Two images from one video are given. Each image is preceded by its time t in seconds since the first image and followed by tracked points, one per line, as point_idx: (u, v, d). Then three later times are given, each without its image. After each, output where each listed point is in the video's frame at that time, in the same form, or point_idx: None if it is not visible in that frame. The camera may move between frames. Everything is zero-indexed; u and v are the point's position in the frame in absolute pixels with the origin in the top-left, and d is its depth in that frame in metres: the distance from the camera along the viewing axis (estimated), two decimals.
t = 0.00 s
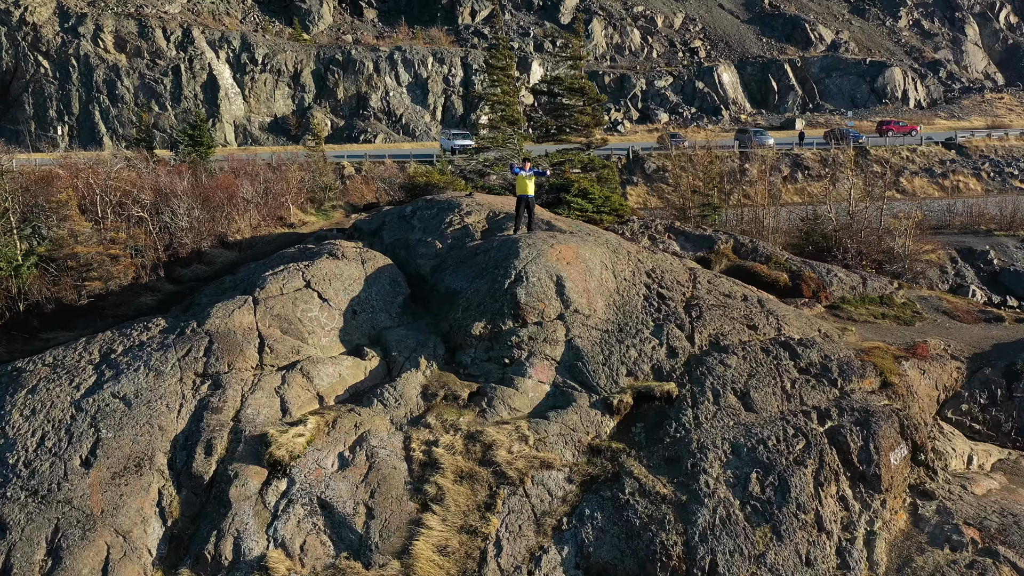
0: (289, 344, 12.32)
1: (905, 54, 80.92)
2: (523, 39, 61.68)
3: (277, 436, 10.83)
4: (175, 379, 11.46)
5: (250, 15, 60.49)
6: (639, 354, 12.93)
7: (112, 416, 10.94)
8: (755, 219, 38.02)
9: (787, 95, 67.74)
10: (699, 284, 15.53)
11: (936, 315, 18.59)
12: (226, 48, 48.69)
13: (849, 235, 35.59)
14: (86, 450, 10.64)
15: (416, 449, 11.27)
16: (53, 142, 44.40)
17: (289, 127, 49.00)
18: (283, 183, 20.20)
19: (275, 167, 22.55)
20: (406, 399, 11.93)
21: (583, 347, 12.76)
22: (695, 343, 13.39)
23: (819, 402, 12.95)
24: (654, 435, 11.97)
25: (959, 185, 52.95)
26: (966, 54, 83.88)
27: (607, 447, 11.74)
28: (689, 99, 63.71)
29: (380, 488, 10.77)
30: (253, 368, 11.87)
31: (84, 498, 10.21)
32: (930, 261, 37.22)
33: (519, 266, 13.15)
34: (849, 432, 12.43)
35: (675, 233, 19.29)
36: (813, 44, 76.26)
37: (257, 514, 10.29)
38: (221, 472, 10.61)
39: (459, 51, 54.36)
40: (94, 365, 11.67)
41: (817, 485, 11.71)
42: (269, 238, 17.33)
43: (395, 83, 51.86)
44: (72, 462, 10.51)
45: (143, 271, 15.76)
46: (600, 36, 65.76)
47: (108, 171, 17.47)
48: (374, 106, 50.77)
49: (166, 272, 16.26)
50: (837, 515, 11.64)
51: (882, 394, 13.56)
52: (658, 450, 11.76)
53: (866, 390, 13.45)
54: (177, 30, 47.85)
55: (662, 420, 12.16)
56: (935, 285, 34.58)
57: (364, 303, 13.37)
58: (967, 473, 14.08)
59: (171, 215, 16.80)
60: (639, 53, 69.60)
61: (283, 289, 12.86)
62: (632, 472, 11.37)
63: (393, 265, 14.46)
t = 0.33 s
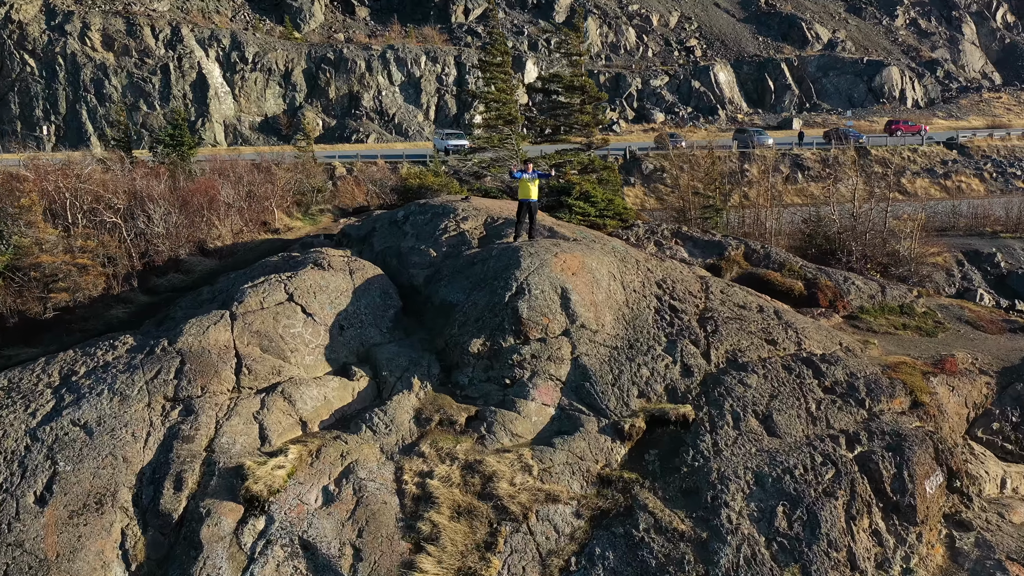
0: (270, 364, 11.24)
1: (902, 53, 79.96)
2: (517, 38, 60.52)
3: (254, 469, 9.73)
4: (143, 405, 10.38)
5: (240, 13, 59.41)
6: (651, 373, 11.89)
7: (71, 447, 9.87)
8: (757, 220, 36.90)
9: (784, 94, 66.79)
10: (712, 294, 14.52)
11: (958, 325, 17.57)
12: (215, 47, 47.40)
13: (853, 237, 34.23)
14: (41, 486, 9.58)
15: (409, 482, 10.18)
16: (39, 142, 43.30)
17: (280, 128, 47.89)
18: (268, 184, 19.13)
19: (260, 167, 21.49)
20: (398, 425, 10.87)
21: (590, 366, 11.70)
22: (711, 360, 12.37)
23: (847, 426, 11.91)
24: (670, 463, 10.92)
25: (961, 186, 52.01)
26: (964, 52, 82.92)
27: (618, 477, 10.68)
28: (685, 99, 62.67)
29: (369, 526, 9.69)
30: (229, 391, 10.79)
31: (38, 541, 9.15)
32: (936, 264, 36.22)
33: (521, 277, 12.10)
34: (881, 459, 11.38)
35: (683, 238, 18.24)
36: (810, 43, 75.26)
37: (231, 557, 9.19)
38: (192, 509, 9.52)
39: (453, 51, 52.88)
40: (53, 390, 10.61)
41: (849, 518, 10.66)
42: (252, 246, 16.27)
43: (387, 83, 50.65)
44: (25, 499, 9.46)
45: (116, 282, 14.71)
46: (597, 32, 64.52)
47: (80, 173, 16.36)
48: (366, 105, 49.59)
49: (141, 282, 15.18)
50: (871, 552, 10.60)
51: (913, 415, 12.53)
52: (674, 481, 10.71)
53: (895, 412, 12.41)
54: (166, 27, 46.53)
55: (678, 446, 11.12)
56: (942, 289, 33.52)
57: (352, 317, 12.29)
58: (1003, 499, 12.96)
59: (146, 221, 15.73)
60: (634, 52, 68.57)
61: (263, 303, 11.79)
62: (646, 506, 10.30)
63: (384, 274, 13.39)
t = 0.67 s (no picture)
0: (246, 387, 10.20)
1: (897, 52, 79.07)
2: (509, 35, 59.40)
3: (226, 508, 8.67)
4: (102, 435, 9.34)
5: (229, 12, 58.29)
6: (663, 395, 10.88)
7: (21, 484, 8.86)
8: (757, 222, 35.86)
9: (779, 94, 65.91)
10: (725, 305, 13.53)
11: (981, 335, 16.61)
12: (203, 45, 46.24)
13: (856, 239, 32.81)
14: None
15: (399, 520, 9.13)
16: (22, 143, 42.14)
17: (269, 127, 46.66)
18: (249, 185, 18.09)
19: (243, 167, 20.47)
20: (387, 454, 9.85)
21: (597, 387, 10.70)
22: (728, 379, 11.36)
23: (877, 452, 10.91)
24: (686, 496, 9.90)
25: (961, 186, 51.12)
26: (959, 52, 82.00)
27: (629, 512, 9.65)
28: (679, 98, 61.64)
29: (354, 571, 8.64)
30: (201, 418, 9.75)
31: None
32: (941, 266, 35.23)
33: (522, 289, 11.09)
34: (916, 489, 10.37)
35: (689, 243, 17.22)
36: (804, 42, 74.35)
37: None
38: (154, 553, 8.46)
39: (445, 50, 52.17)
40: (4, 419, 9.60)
41: (883, 557, 9.66)
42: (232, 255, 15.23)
43: (378, 82, 49.57)
44: None
45: (82, 294, 13.62)
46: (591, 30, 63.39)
47: (46, 176, 15.30)
48: (356, 105, 48.49)
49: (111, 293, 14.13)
50: None
51: (946, 439, 11.53)
52: (692, 517, 9.69)
53: (927, 435, 11.41)
54: (152, 25, 45.29)
55: (695, 477, 10.11)
56: (946, 292, 32.29)
57: (337, 334, 11.25)
58: None
59: (116, 227, 14.64)
60: (627, 52, 67.28)
61: (240, 319, 10.75)
62: (661, 545, 9.28)
63: (372, 286, 12.37)
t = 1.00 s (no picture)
0: (216, 413, 9.21)
1: (888, 52, 78.11)
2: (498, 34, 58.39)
3: (189, 552, 7.68)
4: (51, 470, 8.35)
5: (213, 10, 57.18)
6: (676, 419, 9.92)
7: None
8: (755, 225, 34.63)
9: (770, 93, 64.90)
10: (736, 317, 12.60)
11: (1002, 345, 15.70)
12: (187, 44, 45.08)
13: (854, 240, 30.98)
14: None
15: (385, 565, 8.14)
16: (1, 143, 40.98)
17: (255, 128, 45.48)
18: (228, 186, 17.06)
19: (222, 167, 19.45)
20: (372, 488, 8.87)
21: (603, 411, 9.74)
22: (745, 401, 10.41)
23: (909, 481, 9.96)
24: (704, 533, 8.95)
25: (958, 186, 50.33)
26: (950, 51, 81.02)
27: (641, 551, 8.69)
28: (670, 98, 60.65)
29: None
30: (164, 448, 8.76)
31: None
32: (942, 269, 34.31)
33: (521, 303, 10.13)
34: (955, 523, 9.41)
35: (693, 249, 16.27)
36: (796, 41, 73.40)
37: None
38: None
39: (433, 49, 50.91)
40: None
41: None
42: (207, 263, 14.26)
43: (365, 81, 48.37)
44: None
45: (40, 306, 12.65)
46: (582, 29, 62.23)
47: (9, 177, 14.32)
48: (343, 104, 47.30)
49: (75, 305, 13.15)
50: None
51: (981, 464, 10.58)
52: (710, 556, 8.74)
53: (961, 460, 10.46)
54: (136, 23, 44.10)
55: (712, 510, 9.16)
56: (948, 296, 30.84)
57: (317, 352, 10.26)
58: None
59: (80, 232, 13.62)
60: (618, 50, 66.32)
61: (210, 336, 9.76)
62: None
63: (357, 298, 11.37)
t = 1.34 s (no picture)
0: (181, 442, 8.27)
1: (876, 52, 76.69)
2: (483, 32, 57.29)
3: None
4: None
5: (197, 8, 56.20)
6: (689, 445, 9.02)
7: None
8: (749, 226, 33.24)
9: (759, 92, 63.73)
10: (748, 329, 11.71)
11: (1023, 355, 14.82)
12: (169, 42, 43.90)
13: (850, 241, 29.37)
14: None
15: None
16: None
17: (238, 127, 44.33)
18: (201, 187, 16.11)
19: (198, 167, 18.48)
20: (355, 525, 7.94)
21: (610, 436, 8.84)
22: (764, 424, 9.53)
23: (944, 511, 9.08)
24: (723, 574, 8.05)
25: (951, 186, 49.53)
26: (939, 51, 79.47)
27: None
28: (658, 97, 59.55)
29: None
30: (121, 483, 7.83)
31: None
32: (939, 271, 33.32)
33: (519, 316, 9.21)
34: (998, 558, 8.50)
35: (696, 253, 15.38)
36: (784, 40, 72.35)
37: None
38: None
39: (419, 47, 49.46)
40: None
41: None
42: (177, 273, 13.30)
43: (349, 80, 47.18)
44: None
45: None
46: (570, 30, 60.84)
47: None
48: (328, 104, 46.07)
49: (33, 317, 12.23)
50: None
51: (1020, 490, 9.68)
52: None
53: (998, 487, 9.56)
54: (117, 21, 43.07)
55: (732, 548, 8.26)
56: (946, 299, 29.06)
57: (294, 371, 9.32)
58: None
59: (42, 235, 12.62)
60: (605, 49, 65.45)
61: (174, 355, 8.82)
62: None
63: (338, 311, 10.44)
